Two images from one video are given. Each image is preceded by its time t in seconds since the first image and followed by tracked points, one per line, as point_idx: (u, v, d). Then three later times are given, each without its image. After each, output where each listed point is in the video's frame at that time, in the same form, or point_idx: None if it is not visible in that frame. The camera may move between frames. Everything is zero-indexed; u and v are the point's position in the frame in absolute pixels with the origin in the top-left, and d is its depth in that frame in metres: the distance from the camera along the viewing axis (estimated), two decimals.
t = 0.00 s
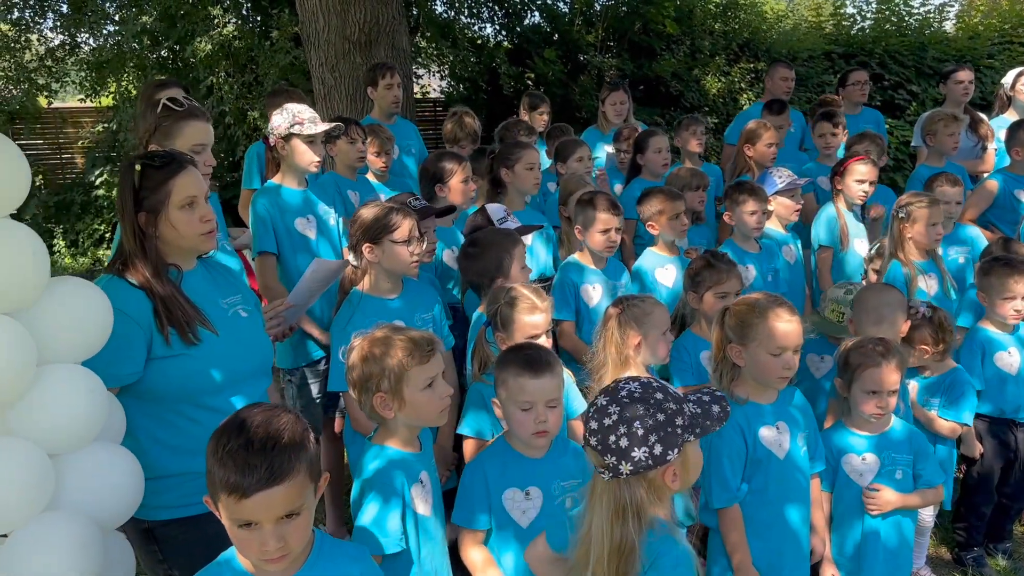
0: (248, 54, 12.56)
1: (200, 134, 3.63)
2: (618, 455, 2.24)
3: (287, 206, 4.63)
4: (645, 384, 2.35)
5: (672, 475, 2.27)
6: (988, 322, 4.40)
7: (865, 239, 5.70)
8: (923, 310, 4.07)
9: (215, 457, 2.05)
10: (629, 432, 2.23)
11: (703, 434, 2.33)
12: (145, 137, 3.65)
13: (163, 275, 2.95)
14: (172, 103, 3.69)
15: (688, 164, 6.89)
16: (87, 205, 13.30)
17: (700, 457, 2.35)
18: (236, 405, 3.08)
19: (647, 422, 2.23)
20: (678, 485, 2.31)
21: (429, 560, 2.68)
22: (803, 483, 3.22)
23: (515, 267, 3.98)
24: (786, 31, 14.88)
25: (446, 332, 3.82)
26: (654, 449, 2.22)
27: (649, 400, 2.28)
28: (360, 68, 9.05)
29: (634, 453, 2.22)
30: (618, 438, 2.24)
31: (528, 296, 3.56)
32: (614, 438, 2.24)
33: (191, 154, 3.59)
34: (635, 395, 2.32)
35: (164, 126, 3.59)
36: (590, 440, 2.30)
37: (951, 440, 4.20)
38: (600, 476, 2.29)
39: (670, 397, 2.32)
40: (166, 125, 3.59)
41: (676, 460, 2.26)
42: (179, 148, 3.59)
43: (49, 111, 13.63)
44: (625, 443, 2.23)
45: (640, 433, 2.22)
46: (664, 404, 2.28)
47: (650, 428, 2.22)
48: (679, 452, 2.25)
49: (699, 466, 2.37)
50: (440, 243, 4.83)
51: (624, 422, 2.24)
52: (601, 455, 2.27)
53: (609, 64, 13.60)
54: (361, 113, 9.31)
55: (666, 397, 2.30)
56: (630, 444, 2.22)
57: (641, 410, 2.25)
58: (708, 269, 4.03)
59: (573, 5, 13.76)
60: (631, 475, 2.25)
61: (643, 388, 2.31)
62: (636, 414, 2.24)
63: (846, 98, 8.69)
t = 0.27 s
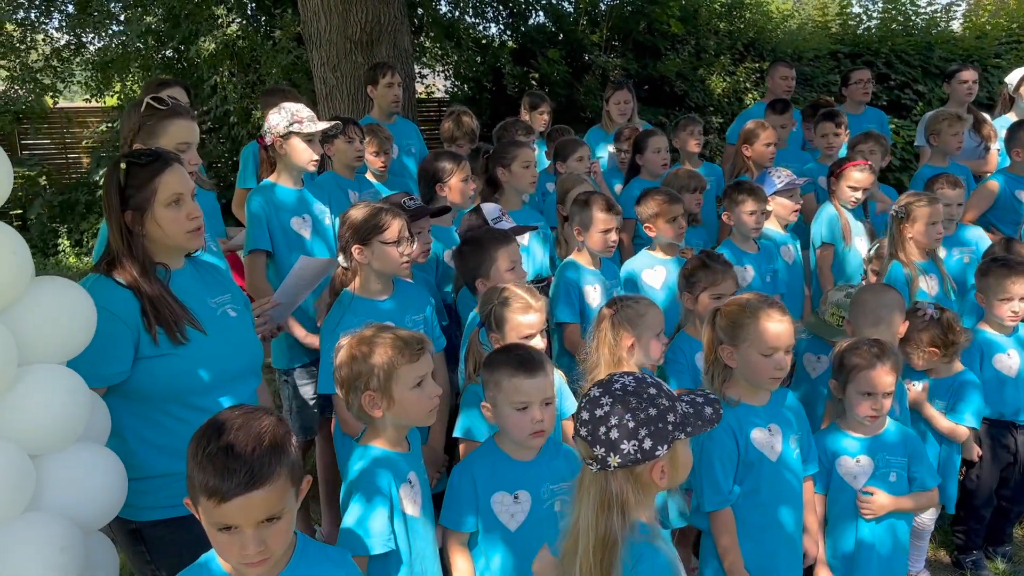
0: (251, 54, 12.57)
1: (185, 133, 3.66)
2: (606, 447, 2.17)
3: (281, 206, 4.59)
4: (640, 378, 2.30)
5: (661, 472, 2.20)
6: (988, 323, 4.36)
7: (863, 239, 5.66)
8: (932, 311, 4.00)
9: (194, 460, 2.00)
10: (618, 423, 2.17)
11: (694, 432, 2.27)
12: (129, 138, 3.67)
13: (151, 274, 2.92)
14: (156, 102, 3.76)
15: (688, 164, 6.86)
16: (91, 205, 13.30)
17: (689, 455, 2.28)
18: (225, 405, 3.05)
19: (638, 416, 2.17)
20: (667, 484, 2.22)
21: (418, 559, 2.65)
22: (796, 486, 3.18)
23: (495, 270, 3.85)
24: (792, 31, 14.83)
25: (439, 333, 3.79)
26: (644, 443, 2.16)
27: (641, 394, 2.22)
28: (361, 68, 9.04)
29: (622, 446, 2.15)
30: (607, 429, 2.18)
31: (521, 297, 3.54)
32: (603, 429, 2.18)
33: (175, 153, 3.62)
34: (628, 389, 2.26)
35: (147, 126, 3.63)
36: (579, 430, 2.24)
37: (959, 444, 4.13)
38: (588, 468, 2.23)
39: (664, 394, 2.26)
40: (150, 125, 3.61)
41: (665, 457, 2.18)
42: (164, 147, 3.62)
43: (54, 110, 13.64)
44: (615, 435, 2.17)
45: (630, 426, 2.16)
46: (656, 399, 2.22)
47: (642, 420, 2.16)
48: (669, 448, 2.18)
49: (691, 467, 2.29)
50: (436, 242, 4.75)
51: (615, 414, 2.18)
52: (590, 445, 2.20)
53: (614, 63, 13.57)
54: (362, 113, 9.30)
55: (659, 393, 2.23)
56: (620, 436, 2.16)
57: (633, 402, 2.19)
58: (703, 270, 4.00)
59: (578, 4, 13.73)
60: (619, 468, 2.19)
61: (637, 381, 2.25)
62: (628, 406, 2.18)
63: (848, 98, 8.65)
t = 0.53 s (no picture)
0: (255, 54, 12.59)
1: (170, 133, 3.66)
2: (584, 446, 2.12)
3: (278, 207, 4.55)
4: (628, 381, 2.22)
5: (639, 477, 2.13)
6: (988, 325, 4.31)
7: (862, 239, 5.63)
8: (936, 313, 3.93)
9: (172, 467, 1.97)
10: (597, 424, 2.11)
11: (678, 441, 2.19)
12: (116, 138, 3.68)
13: (140, 274, 2.89)
14: (141, 101, 3.77)
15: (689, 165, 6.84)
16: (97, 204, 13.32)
17: (673, 464, 2.20)
18: (214, 406, 3.04)
19: (618, 418, 2.10)
20: (646, 490, 2.16)
21: (406, 562, 2.63)
22: (788, 489, 3.16)
23: (483, 271, 3.83)
24: (799, 30, 14.77)
25: (431, 334, 3.78)
26: (622, 446, 2.09)
27: (624, 396, 2.15)
28: (364, 68, 9.04)
29: (600, 447, 2.09)
30: (585, 429, 2.12)
31: (517, 297, 3.47)
32: (582, 428, 2.13)
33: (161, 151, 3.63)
34: (614, 390, 2.19)
35: (133, 125, 3.63)
36: (561, 427, 2.19)
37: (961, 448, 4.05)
38: (567, 465, 2.18)
39: (649, 398, 2.18)
40: (136, 124, 3.62)
41: (643, 462, 2.11)
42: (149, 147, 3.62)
43: (61, 110, 13.67)
44: (593, 435, 2.11)
45: (610, 428, 2.10)
46: (640, 403, 2.14)
47: (622, 423, 2.09)
48: (648, 454, 2.11)
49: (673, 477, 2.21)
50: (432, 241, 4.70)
51: (596, 414, 2.12)
52: (569, 443, 2.15)
53: (619, 63, 13.53)
54: (365, 113, 9.29)
55: (644, 398, 2.16)
56: (598, 436, 2.10)
57: (615, 404, 2.12)
58: (698, 270, 3.98)
59: (584, 3, 13.69)
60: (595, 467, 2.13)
61: (623, 384, 2.17)
62: (609, 408, 2.11)
63: (853, 98, 8.60)
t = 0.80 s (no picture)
0: (261, 54, 12.60)
1: (161, 132, 3.71)
2: (565, 446, 2.07)
3: (279, 207, 4.54)
4: (613, 382, 2.17)
5: (621, 479, 2.07)
6: (991, 326, 4.27)
7: (867, 240, 5.58)
8: (934, 315, 3.90)
9: (149, 470, 1.96)
10: (579, 423, 2.06)
11: (664, 445, 2.12)
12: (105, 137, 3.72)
13: (137, 274, 2.88)
14: (131, 101, 3.77)
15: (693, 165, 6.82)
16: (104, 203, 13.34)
17: (659, 469, 2.13)
18: (209, 406, 3.03)
19: (600, 418, 2.05)
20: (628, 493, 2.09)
21: (396, 562, 2.62)
22: (785, 491, 3.13)
23: (491, 271, 3.77)
24: (807, 30, 14.71)
25: (428, 334, 3.78)
26: (602, 447, 2.04)
27: (606, 396, 2.09)
28: (368, 67, 9.03)
29: (580, 447, 2.04)
30: (567, 428, 2.08)
31: (513, 296, 3.36)
32: (564, 428, 2.08)
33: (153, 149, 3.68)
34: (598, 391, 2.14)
35: (124, 124, 3.67)
36: (545, 426, 2.15)
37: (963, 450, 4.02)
38: (551, 466, 2.14)
39: (634, 400, 2.12)
40: (126, 123, 3.66)
41: (625, 464, 2.04)
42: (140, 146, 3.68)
43: (69, 110, 13.72)
44: (574, 434, 2.07)
45: (590, 427, 2.05)
46: (624, 405, 2.08)
47: (602, 423, 2.04)
48: (629, 456, 2.05)
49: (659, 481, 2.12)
50: (430, 241, 4.69)
51: (578, 413, 2.08)
52: (551, 443, 2.11)
53: (625, 63, 13.49)
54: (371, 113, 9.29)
55: (627, 398, 2.10)
56: (579, 436, 2.06)
57: (596, 404, 2.07)
58: (697, 270, 3.96)
59: (591, 3, 13.65)
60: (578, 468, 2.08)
61: (608, 384, 2.12)
62: (591, 407, 2.07)
63: (860, 98, 8.56)
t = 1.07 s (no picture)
0: (269, 54, 12.62)
1: (158, 131, 3.71)
2: (555, 446, 2.01)
3: (283, 207, 4.55)
4: (605, 383, 2.10)
5: (610, 482, 2.02)
6: (999, 328, 4.23)
7: (874, 240, 5.55)
8: (936, 317, 3.86)
9: (138, 473, 1.98)
10: (569, 423, 1.99)
11: (654, 448, 2.05)
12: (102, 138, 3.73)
13: (138, 275, 2.88)
14: (130, 101, 3.78)
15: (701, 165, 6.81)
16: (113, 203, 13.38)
17: (649, 473, 2.07)
18: (211, 406, 3.04)
19: (590, 418, 1.98)
20: (618, 496, 2.03)
21: (395, 563, 2.61)
22: (788, 494, 3.11)
23: (503, 271, 3.70)
24: (816, 29, 14.65)
25: (430, 334, 3.78)
26: (592, 447, 1.97)
27: (597, 396, 2.02)
28: (375, 67, 9.03)
29: (570, 447, 1.98)
30: (557, 428, 2.01)
31: (515, 297, 3.29)
32: (554, 428, 2.02)
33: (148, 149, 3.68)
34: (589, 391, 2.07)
35: (121, 124, 3.68)
36: (534, 426, 2.08)
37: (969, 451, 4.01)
38: (539, 467, 2.08)
39: (625, 401, 2.06)
40: (123, 123, 3.67)
41: (614, 466, 1.99)
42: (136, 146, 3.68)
43: (79, 110, 13.77)
44: (564, 435, 2.00)
45: (580, 428, 1.98)
46: (615, 405, 2.02)
47: (592, 423, 1.98)
48: (620, 458, 1.98)
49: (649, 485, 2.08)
50: (433, 241, 4.68)
51: (568, 413, 2.01)
52: (540, 443, 2.05)
53: (634, 62, 13.45)
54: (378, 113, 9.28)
55: (619, 399, 2.03)
56: (569, 436, 1.99)
57: (587, 404, 2.00)
58: (700, 270, 3.94)
59: (599, 2, 13.62)
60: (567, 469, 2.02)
61: (598, 384, 2.05)
62: (580, 407, 2.00)
63: (868, 98, 8.51)
